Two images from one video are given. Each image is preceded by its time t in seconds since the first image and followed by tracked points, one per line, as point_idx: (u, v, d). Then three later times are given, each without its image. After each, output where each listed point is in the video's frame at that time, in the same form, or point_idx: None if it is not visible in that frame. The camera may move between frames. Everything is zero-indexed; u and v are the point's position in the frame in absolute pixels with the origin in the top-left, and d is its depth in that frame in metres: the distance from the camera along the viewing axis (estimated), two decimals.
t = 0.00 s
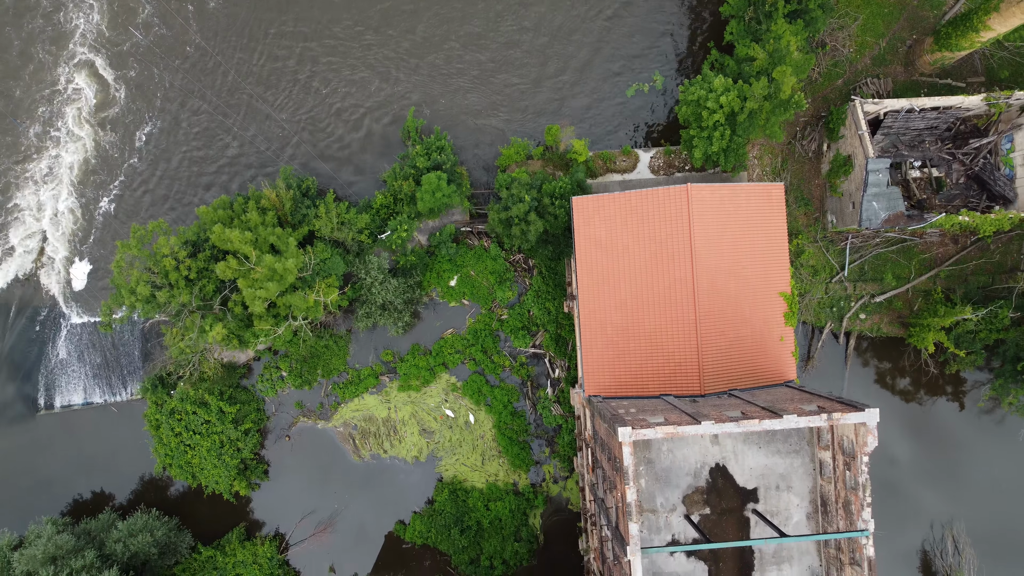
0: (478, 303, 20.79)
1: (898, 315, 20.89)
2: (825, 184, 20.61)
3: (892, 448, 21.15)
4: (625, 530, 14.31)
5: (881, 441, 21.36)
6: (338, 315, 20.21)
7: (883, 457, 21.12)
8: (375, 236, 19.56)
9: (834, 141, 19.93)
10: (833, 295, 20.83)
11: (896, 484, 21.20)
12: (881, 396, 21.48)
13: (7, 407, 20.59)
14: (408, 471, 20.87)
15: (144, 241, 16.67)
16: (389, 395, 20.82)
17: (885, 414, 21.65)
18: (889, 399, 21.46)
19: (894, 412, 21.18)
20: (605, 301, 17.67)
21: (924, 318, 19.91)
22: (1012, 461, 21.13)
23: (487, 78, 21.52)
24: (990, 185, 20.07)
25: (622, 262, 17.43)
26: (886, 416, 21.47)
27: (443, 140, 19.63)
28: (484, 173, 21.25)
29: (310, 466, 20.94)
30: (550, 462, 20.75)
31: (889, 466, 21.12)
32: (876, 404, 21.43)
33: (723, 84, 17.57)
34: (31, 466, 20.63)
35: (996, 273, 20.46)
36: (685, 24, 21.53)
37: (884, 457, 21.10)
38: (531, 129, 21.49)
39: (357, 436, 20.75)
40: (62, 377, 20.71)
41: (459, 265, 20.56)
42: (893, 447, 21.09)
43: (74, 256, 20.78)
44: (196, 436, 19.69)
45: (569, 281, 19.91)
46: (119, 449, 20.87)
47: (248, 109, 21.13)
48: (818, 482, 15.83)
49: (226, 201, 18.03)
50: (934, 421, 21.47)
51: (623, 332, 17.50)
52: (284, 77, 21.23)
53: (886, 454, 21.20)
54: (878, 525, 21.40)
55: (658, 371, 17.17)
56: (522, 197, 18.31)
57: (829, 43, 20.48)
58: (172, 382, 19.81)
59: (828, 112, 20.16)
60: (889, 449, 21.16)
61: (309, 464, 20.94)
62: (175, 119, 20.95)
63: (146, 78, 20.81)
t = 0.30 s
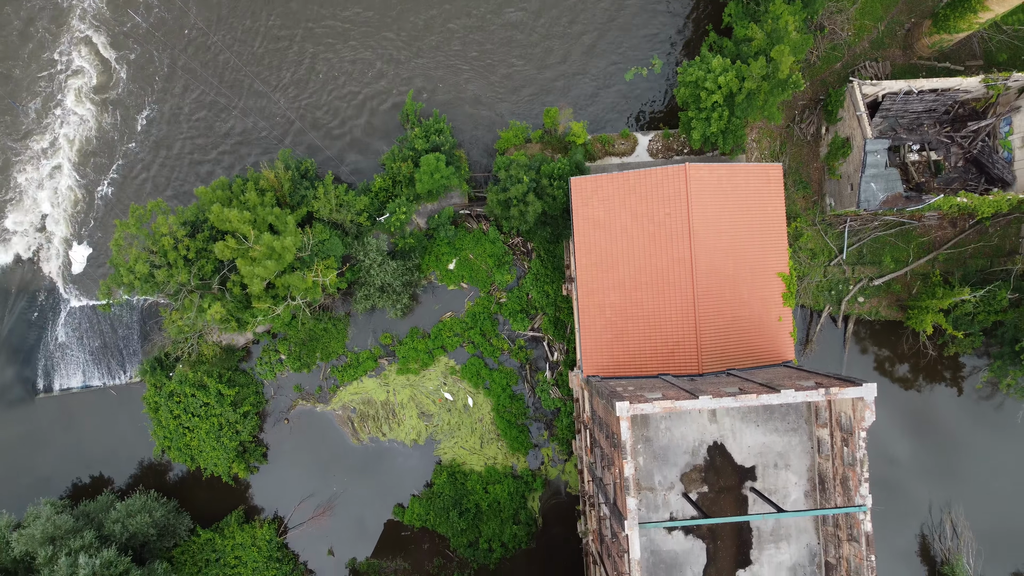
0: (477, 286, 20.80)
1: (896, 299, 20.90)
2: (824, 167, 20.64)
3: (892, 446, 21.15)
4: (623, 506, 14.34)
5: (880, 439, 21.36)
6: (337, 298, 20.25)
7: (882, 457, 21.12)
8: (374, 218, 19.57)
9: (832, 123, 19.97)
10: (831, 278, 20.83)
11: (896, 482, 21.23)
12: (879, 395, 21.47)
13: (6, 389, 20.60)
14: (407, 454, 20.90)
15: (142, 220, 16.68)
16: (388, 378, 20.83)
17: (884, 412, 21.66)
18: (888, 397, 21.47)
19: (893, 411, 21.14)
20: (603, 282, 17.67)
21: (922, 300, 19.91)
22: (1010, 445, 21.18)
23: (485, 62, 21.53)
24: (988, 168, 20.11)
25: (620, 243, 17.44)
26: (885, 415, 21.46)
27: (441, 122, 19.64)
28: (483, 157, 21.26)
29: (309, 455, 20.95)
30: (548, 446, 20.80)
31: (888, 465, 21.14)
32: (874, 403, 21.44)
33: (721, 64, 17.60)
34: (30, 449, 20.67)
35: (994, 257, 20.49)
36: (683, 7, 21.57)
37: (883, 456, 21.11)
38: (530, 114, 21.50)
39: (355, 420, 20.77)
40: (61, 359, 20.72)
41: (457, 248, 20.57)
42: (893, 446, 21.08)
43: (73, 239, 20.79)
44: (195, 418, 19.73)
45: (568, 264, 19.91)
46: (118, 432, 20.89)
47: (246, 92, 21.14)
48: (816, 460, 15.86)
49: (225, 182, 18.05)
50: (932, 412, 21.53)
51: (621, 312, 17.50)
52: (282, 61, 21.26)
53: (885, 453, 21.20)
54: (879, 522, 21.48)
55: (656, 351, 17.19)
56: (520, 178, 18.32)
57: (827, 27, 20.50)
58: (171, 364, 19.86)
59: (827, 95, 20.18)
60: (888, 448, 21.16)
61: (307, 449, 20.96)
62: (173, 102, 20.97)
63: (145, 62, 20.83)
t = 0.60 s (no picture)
0: (476, 269, 20.80)
1: (895, 282, 20.90)
2: (823, 150, 20.64)
3: (893, 446, 21.13)
4: (621, 481, 14.35)
5: (880, 438, 21.36)
6: (336, 280, 20.28)
7: (882, 456, 21.15)
8: (372, 201, 19.57)
9: (831, 106, 20.00)
10: (830, 261, 20.83)
11: (895, 481, 21.32)
12: (880, 395, 21.41)
13: (5, 372, 20.60)
14: (405, 437, 20.90)
15: (141, 199, 16.69)
16: (387, 361, 20.83)
17: (885, 411, 21.64)
18: (888, 396, 21.42)
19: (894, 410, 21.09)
20: (601, 262, 17.67)
21: (921, 283, 19.87)
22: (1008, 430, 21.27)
23: (483, 45, 21.49)
24: (987, 150, 20.12)
25: (618, 222, 17.42)
26: (886, 414, 21.39)
27: (440, 104, 19.63)
28: (481, 141, 21.26)
29: (309, 445, 20.94)
30: (547, 429, 20.82)
31: (889, 465, 21.18)
32: (875, 403, 21.38)
33: (720, 44, 17.59)
34: (28, 433, 20.67)
35: (992, 240, 20.49)
36: None
37: (884, 455, 21.12)
38: (528, 97, 21.48)
39: (354, 403, 20.77)
40: (60, 342, 20.73)
41: (456, 231, 20.57)
42: (893, 446, 21.08)
43: (72, 222, 20.79)
44: (194, 400, 19.71)
45: (567, 247, 19.89)
46: (117, 415, 20.89)
47: (244, 76, 21.15)
48: (815, 438, 15.85)
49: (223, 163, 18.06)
50: (931, 404, 21.51)
51: (619, 292, 17.50)
52: (280, 44, 21.25)
53: (886, 452, 21.21)
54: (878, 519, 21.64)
55: (654, 330, 17.18)
56: (519, 159, 18.32)
57: (826, 9, 20.51)
58: (169, 347, 19.88)
59: (825, 77, 20.17)
60: (889, 448, 21.15)
61: (307, 438, 20.95)
62: (172, 85, 20.96)
63: (144, 45, 20.83)
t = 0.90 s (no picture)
0: (475, 253, 20.78)
1: (894, 265, 20.90)
2: (822, 133, 20.63)
3: (892, 445, 21.26)
4: (619, 457, 14.35)
5: (880, 437, 21.46)
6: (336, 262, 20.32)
7: (881, 455, 21.30)
8: (372, 183, 19.58)
9: (830, 88, 19.99)
10: (829, 244, 20.82)
11: (895, 479, 21.44)
12: (880, 394, 21.47)
13: (4, 355, 20.61)
14: (404, 421, 20.89)
15: (139, 177, 16.67)
16: (386, 344, 20.82)
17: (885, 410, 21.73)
18: (887, 395, 21.49)
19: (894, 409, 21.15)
20: (600, 242, 17.66)
21: (920, 265, 19.84)
22: (1008, 417, 21.42)
23: (483, 29, 21.45)
24: (986, 133, 20.13)
25: (617, 202, 17.41)
26: (886, 413, 21.45)
27: (439, 86, 19.60)
28: (481, 125, 21.25)
29: (309, 437, 20.93)
30: (546, 412, 20.84)
31: (889, 464, 21.31)
32: (875, 402, 21.44)
33: (718, 24, 17.57)
34: (27, 416, 20.67)
35: (991, 223, 20.48)
36: None
37: (884, 454, 21.25)
38: (527, 80, 21.46)
39: (353, 386, 20.77)
40: (59, 325, 20.73)
41: (455, 214, 20.57)
42: (893, 444, 21.20)
43: (71, 205, 20.79)
44: (193, 382, 19.70)
45: (566, 229, 19.86)
46: (116, 398, 20.89)
47: (243, 59, 21.14)
48: (814, 417, 15.82)
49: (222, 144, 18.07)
50: (932, 399, 21.55)
51: (618, 272, 17.49)
52: (278, 28, 21.23)
53: (886, 451, 21.34)
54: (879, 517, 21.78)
55: (653, 310, 17.16)
56: (517, 139, 18.30)
57: None
58: (169, 329, 19.88)
59: (824, 59, 20.16)
60: (889, 446, 21.27)
61: (307, 430, 20.94)
62: (171, 69, 20.96)
63: (142, 28, 20.81)
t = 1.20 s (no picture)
0: (474, 236, 20.79)
1: (893, 249, 20.92)
2: (821, 116, 20.65)
3: (893, 446, 21.40)
4: (617, 432, 14.37)
5: (882, 438, 21.56)
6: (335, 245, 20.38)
7: (882, 456, 21.42)
8: (371, 166, 19.59)
9: (829, 70, 19.99)
10: (829, 227, 20.83)
11: (896, 480, 21.55)
12: (880, 395, 21.55)
13: (3, 338, 20.61)
14: (404, 404, 20.90)
15: (138, 156, 16.65)
16: (385, 327, 20.83)
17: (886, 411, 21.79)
18: (888, 396, 21.55)
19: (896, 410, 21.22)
20: (598, 222, 17.67)
21: (919, 248, 19.84)
22: (1005, 403, 21.66)
23: (481, 12, 21.44)
24: (985, 116, 20.14)
25: (615, 182, 17.41)
26: (887, 414, 21.53)
27: (438, 68, 19.60)
28: (480, 108, 21.26)
29: (309, 427, 20.93)
30: (545, 395, 20.84)
31: (889, 465, 21.45)
32: (876, 403, 21.52)
33: (717, 5, 17.56)
34: (26, 399, 20.69)
35: (990, 207, 20.47)
36: None
37: (885, 456, 21.37)
38: (527, 64, 21.46)
39: (352, 369, 20.79)
40: (58, 309, 20.74)
41: (454, 197, 20.58)
42: (894, 445, 21.32)
43: (70, 189, 20.80)
44: (191, 365, 19.72)
45: (565, 212, 19.90)
46: (116, 381, 20.91)
47: (242, 43, 21.15)
48: (812, 395, 15.85)
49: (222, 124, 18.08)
50: (932, 396, 21.63)
51: (616, 252, 17.51)
52: (278, 11, 21.23)
53: (886, 451, 21.49)
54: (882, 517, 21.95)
55: (651, 290, 17.16)
56: (516, 120, 18.29)
57: None
58: (168, 311, 19.90)
59: (823, 42, 20.16)
60: (889, 446, 21.42)
61: (308, 420, 20.94)
62: (170, 52, 20.98)
63: (141, 11, 20.81)
